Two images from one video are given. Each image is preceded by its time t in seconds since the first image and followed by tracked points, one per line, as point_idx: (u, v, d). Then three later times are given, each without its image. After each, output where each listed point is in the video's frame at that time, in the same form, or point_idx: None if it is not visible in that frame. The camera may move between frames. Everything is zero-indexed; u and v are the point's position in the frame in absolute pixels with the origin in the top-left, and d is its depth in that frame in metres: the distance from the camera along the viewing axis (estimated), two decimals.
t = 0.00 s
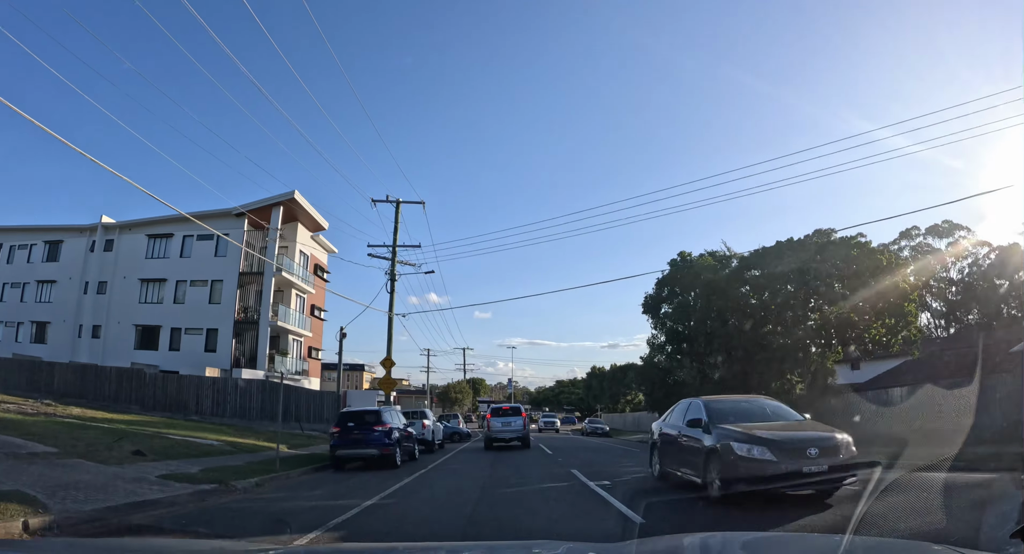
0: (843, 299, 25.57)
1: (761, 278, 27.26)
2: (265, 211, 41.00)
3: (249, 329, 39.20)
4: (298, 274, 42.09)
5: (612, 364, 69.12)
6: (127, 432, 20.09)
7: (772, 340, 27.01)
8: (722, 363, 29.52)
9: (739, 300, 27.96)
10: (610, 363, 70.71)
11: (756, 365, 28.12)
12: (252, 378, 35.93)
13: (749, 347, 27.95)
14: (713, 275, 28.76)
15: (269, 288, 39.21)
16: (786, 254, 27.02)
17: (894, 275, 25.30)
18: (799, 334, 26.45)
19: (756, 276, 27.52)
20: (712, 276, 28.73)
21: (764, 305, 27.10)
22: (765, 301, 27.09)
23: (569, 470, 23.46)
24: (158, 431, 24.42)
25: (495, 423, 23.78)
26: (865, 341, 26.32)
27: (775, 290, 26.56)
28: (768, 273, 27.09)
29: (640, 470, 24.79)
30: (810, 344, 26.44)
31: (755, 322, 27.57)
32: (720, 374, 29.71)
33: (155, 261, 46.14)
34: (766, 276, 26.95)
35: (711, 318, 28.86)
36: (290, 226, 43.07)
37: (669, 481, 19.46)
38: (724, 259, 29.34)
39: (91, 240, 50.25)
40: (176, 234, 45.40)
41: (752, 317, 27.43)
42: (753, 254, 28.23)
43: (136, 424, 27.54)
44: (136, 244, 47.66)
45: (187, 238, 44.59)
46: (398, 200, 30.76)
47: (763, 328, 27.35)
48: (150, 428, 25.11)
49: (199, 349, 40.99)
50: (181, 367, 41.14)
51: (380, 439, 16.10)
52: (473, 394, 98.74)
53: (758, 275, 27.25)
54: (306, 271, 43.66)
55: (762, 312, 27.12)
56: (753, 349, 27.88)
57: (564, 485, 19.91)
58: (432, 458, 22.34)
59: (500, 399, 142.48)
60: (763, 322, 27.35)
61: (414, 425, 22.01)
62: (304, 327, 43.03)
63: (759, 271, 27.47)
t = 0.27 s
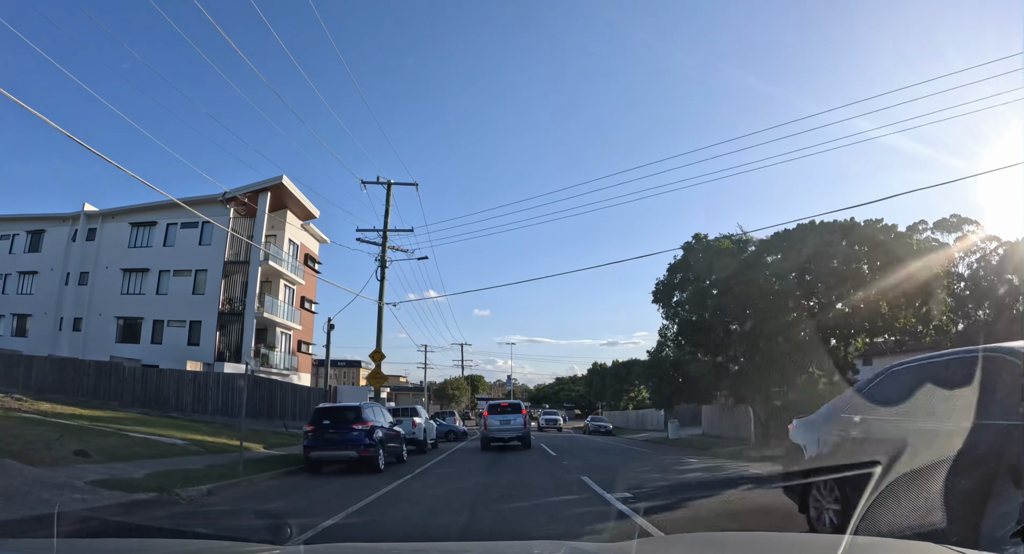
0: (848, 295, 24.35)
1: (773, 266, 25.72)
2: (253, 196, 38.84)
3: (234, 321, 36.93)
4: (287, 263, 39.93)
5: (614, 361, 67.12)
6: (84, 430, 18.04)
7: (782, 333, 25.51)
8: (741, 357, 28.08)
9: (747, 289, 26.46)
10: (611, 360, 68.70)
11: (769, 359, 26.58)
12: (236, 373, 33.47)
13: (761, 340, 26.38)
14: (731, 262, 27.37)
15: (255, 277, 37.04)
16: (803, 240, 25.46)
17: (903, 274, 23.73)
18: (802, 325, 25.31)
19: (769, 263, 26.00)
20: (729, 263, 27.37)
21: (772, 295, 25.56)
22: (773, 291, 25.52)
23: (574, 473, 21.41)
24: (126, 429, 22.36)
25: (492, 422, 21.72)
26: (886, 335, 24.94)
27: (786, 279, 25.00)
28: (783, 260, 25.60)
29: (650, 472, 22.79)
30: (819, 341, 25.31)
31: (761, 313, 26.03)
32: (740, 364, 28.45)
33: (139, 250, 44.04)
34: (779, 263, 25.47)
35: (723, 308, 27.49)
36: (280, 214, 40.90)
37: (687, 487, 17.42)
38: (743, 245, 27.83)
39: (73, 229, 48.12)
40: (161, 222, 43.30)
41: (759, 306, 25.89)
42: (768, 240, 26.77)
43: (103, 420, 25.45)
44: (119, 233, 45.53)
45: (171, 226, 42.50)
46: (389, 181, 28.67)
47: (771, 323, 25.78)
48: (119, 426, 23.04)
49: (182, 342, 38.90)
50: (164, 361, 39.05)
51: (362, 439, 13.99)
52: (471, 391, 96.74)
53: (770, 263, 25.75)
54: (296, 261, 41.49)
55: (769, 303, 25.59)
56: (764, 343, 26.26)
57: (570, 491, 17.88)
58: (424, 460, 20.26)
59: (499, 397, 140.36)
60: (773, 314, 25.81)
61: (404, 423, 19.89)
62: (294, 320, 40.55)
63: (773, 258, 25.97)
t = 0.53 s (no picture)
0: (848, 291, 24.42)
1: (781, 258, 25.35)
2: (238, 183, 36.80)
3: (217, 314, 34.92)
4: (274, 254, 37.91)
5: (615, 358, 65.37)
6: (33, 431, 16.07)
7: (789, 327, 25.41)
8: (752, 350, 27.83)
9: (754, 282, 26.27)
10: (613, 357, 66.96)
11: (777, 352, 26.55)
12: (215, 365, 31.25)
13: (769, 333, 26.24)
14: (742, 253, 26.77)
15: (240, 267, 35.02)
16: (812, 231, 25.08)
17: (902, 272, 23.28)
18: (806, 320, 25.10)
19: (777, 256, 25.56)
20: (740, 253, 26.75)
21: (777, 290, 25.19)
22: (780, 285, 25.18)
23: (579, 477, 19.51)
24: (90, 429, 20.40)
25: (488, 421, 19.78)
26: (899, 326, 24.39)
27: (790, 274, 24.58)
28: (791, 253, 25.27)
29: (663, 474, 20.98)
30: (820, 337, 25.49)
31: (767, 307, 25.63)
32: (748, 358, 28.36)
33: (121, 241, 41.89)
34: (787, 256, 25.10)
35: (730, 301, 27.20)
36: (267, 202, 38.86)
37: (709, 492, 15.59)
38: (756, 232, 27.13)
39: (54, 220, 46.01)
40: (143, 211, 41.29)
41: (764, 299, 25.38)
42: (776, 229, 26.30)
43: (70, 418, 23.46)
44: (101, 223, 43.47)
45: (154, 215, 40.47)
46: (380, 162, 26.71)
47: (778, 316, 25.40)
48: (83, 424, 21.07)
49: (164, 336, 36.88)
50: (145, 357, 37.09)
51: (335, 440, 12.08)
52: (470, 389, 95.10)
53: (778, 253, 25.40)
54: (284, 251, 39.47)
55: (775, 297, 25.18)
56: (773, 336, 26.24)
57: (578, 497, 16.00)
58: (414, 462, 18.34)
59: (498, 395, 138.94)
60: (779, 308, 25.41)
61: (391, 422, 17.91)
62: (282, 313, 38.60)
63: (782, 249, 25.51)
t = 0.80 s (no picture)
0: (840, 292, 22.53)
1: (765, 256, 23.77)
2: (225, 169, 34.88)
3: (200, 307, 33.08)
4: (262, 244, 36.01)
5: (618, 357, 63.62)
6: None
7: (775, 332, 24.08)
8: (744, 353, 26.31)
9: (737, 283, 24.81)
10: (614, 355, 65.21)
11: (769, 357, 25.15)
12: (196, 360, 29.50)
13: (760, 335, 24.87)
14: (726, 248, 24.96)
15: (225, 257, 33.09)
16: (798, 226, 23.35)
17: (901, 273, 21.21)
18: (805, 321, 23.51)
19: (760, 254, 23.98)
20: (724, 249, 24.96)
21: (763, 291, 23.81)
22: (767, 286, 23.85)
23: (588, 482, 17.67)
24: (51, 428, 18.59)
25: (486, 421, 17.90)
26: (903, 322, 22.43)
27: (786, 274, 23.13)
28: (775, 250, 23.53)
29: (679, 477, 19.19)
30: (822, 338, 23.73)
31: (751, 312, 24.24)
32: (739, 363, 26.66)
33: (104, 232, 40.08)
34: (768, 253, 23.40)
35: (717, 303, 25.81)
36: (256, 190, 36.96)
37: (739, 498, 13.81)
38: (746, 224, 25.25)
39: (37, 210, 44.17)
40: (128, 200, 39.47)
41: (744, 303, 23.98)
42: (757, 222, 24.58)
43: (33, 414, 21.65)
44: (85, 213, 41.65)
45: (139, 204, 38.65)
46: (371, 143, 24.90)
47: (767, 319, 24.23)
48: (44, 423, 19.24)
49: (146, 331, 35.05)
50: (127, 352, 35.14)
51: (303, 445, 10.30)
52: (469, 388, 93.27)
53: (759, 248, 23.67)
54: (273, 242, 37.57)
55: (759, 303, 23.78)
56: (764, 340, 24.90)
57: (589, 503, 14.19)
58: (406, 467, 16.45)
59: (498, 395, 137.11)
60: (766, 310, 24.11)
61: (377, 422, 16.00)
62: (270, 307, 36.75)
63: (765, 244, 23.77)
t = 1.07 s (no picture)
0: (840, 291, 19.78)
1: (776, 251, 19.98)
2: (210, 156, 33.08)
3: (182, 300, 31.33)
4: (250, 235, 34.26)
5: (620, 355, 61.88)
6: None
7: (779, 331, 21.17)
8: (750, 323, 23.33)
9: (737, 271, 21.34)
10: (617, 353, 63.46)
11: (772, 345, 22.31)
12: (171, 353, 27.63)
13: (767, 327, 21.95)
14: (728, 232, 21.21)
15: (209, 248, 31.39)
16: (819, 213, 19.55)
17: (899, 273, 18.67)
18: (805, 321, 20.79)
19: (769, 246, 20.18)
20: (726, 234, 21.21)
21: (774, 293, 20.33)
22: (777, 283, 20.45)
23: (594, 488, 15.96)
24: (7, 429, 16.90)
25: (483, 420, 16.02)
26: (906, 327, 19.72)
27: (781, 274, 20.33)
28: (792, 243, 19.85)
29: (694, 481, 17.43)
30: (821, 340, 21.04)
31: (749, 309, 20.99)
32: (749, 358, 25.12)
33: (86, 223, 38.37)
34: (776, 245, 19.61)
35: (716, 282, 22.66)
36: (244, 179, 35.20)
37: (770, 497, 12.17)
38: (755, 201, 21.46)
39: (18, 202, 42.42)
40: (110, 190, 37.73)
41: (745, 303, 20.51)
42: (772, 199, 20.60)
43: None
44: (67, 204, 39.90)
45: (122, 194, 36.92)
46: (360, 122, 23.11)
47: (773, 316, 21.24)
48: None
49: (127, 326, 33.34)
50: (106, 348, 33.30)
51: (262, 449, 8.73)
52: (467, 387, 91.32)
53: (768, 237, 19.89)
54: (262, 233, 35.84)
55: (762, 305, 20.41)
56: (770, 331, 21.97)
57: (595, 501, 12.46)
58: (394, 471, 14.72)
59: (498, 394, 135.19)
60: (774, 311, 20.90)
61: (361, 422, 14.28)
62: (258, 301, 34.99)
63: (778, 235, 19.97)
